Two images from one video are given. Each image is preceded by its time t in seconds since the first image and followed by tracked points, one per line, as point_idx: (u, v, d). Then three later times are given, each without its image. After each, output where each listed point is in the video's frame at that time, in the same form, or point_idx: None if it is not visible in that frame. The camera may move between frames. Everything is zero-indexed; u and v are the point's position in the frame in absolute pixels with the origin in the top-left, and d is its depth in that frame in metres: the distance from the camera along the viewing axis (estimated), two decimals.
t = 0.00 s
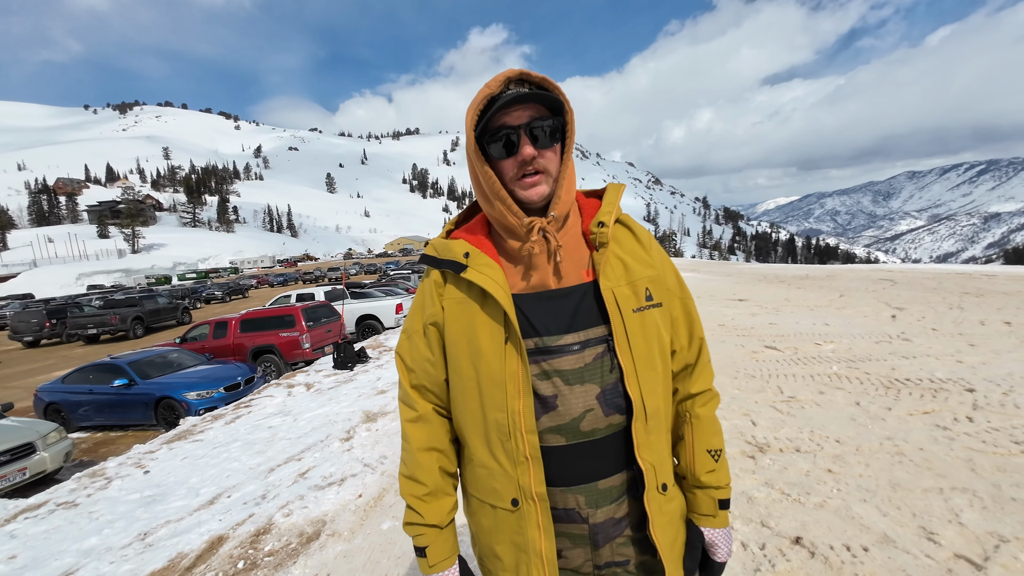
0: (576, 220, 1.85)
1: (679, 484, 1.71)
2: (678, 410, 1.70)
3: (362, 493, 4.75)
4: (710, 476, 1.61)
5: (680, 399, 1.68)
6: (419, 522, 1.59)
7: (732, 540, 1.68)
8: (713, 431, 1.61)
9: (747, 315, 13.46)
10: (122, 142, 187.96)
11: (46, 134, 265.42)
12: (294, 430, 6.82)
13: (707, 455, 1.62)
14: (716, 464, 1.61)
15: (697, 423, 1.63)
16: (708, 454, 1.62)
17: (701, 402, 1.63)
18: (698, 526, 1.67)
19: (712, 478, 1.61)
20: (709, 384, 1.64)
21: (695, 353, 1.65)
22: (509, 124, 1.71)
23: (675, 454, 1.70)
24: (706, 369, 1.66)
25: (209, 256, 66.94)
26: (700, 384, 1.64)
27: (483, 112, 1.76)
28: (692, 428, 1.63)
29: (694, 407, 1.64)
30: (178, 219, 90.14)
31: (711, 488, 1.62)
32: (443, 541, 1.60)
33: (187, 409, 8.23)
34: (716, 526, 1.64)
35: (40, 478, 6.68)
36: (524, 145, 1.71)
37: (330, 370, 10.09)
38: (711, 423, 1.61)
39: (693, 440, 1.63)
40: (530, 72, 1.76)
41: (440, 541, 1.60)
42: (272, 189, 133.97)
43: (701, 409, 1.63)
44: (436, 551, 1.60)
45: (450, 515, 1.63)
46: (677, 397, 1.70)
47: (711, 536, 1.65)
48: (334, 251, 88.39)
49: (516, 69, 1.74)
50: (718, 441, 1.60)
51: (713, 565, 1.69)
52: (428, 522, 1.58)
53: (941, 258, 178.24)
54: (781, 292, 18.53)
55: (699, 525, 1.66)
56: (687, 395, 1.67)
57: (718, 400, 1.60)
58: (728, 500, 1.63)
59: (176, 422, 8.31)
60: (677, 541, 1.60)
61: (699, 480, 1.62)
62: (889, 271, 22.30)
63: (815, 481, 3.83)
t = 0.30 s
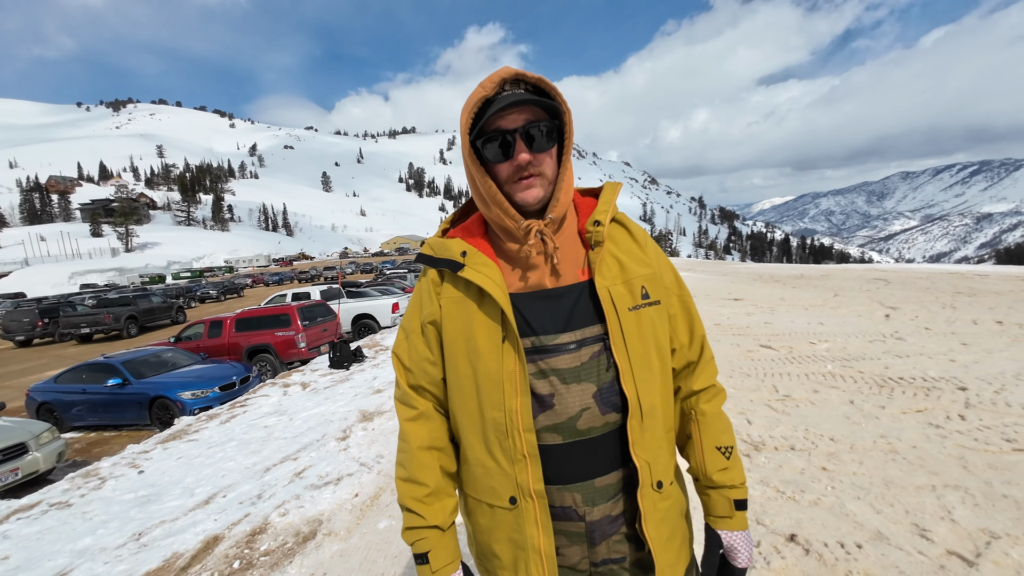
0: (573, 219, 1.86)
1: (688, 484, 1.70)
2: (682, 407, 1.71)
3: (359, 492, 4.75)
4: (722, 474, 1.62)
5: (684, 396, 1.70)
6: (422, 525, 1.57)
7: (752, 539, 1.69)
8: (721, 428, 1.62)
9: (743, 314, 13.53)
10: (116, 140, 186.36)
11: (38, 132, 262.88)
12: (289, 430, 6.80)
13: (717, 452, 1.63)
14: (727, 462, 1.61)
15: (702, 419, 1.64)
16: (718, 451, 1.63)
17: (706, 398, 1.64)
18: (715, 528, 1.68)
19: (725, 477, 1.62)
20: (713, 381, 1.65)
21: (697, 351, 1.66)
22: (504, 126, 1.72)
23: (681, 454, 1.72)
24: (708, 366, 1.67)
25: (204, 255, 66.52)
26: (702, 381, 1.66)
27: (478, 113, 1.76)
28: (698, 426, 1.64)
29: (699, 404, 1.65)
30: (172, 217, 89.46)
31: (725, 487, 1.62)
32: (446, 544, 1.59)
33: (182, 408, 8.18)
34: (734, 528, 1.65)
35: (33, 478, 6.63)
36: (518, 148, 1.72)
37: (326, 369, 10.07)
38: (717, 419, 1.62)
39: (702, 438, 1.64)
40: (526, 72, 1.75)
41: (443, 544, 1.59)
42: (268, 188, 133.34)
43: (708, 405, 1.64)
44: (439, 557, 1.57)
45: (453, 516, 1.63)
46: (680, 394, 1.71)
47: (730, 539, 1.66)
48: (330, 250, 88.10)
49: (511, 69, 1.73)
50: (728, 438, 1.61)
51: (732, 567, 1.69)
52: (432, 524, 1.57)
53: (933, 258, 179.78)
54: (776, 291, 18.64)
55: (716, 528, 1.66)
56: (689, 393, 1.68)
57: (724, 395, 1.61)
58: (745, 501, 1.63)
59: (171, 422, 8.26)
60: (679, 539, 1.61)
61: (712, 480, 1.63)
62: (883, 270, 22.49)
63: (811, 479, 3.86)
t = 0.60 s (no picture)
0: (569, 217, 1.85)
1: (677, 484, 1.71)
2: (675, 407, 1.71)
3: (354, 491, 4.73)
4: (709, 475, 1.62)
5: (676, 396, 1.69)
6: (406, 527, 1.57)
7: (733, 542, 1.69)
8: (711, 428, 1.63)
9: (739, 313, 13.56)
10: (109, 138, 184.73)
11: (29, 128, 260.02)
12: (285, 429, 6.76)
13: (705, 453, 1.63)
14: (715, 463, 1.62)
15: (694, 420, 1.64)
16: (706, 453, 1.63)
17: (698, 399, 1.64)
18: (698, 529, 1.68)
19: (712, 479, 1.62)
20: (705, 381, 1.65)
21: (691, 351, 1.66)
22: (499, 119, 1.71)
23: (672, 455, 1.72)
24: (701, 367, 1.67)
25: (198, 253, 66.02)
26: (696, 381, 1.65)
27: (472, 107, 1.75)
28: (689, 426, 1.65)
29: (690, 404, 1.65)
30: (166, 215, 88.73)
31: (711, 489, 1.62)
32: (429, 548, 1.60)
33: (176, 408, 8.13)
34: (717, 529, 1.65)
35: (24, 479, 6.56)
36: (514, 141, 1.71)
37: (321, 368, 10.03)
38: (710, 419, 1.62)
39: (693, 439, 1.64)
40: (520, 65, 1.74)
41: (426, 549, 1.59)
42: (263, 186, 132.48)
43: (699, 406, 1.65)
44: (421, 560, 1.58)
45: (439, 520, 1.62)
46: (673, 394, 1.71)
47: (712, 539, 1.66)
48: (326, 248, 87.71)
49: (505, 63, 1.72)
50: (718, 439, 1.61)
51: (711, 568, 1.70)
52: (416, 528, 1.57)
53: (927, 257, 181.17)
54: (772, 290, 18.70)
55: (698, 528, 1.67)
56: (682, 393, 1.68)
57: (717, 396, 1.61)
58: (729, 503, 1.63)
59: (165, 421, 8.20)
60: (673, 540, 1.61)
61: (698, 481, 1.63)
62: (877, 269, 22.64)
63: (805, 477, 3.88)
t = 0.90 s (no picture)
0: (567, 217, 1.83)
1: (680, 486, 1.69)
2: (676, 409, 1.69)
3: (351, 492, 4.70)
4: (713, 477, 1.60)
5: (677, 398, 1.68)
6: (407, 533, 1.55)
7: (739, 543, 1.67)
8: (713, 430, 1.61)
9: (736, 312, 13.58)
10: (103, 135, 183.20)
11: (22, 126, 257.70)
12: (280, 429, 6.71)
13: (709, 455, 1.61)
14: (719, 465, 1.60)
15: (696, 421, 1.63)
16: (710, 454, 1.61)
17: (699, 400, 1.63)
18: (704, 532, 1.67)
19: (716, 480, 1.60)
20: (706, 382, 1.64)
21: (691, 352, 1.64)
22: (495, 118, 1.68)
23: (674, 457, 1.71)
24: (702, 368, 1.65)
25: (193, 253, 65.62)
26: (696, 382, 1.64)
27: (469, 105, 1.72)
28: (691, 428, 1.63)
29: (692, 405, 1.64)
30: (161, 214, 88.12)
31: (715, 491, 1.61)
32: (432, 550, 1.57)
33: (171, 408, 8.06)
34: (723, 531, 1.63)
35: (16, 479, 6.48)
36: (511, 140, 1.68)
37: (318, 368, 9.98)
38: (711, 420, 1.61)
39: (694, 441, 1.62)
40: (518, 63, 1.72)
41: (430, 551, 1.57)
42: (259, 184, 131.79)
43: (701, 407, 1.63)
44: (425, 563, 1.55)
45: (439, 523, 1.60)
46: (673, 396, 1.70)
47: (718, 542, 1.64)
48: (322, 247, 87.40)
49: (503, 60, 1.69)
50: (721, 440, 1.59)
51: (715, 568, 1.69)
52: (418, 532, 1.55)
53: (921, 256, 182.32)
54: (768, 289, 18.75)
55: (704, 530, 1.65)
56: (683, 394, 1.66)
57: (718, 397, 1.60)
58: (735, 504, 1.61)
59: (159, 421, 8.14)
60: (674, 544, 1.59)
61: (702, 483, 1.61)
62: (873, 268, 22.74)
63: (803, 477, 3.88)
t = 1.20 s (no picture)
0: (566, 211, 1.81)
1: (684, 485, 1.67)
2: (679, 407, 1.67)
3: (347, 492, 4.67)
4: (719, 477, 1.57)
5: (680, 395, 1.65)
6: (401, 519, 1.48)
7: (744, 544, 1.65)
8: (717, 428, 1.59)
9: (733, 310, 13.59)
10: (98, 132, 182.06)
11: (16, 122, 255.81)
12: (276, 429, 6.67)
13: (713, 454, 1.59)
14: (724, 464, 1.57)
15: (700, 420, 1.60)
16: (714, 453, 1.58)
17: (703, 398, 1.60)
18: (709, 534, 1.63)
19: (721, 480, 1.57)
20: (709, 381, 1.62)
21: (694, 349, 1.62)
22: (493, 110, 1.65)
23: (677, 457, 1.68)
24: (706, 366, 1.63)
25: (190, 251, 65.26)
26: (700, 380, 1.62)
27: (467, 95, 1.69)
28: (694, 426, 1.60)
29: (696, 403, 1.61)
30: (157, 212, 87.58)
31: (721, 491, 1.58)
32: (429, 535, 1.51)
33: (166, 407, 8.01)
34: (728, 533, 1.60)
35: (9, 480, 6.42)
36: (507, 135, 1.65)
37: (315, 366, 9.93)
38: (715, 418, 1.58)
39: (697, 439, 1.60)
40: (521, 53, 1.67)
41: (424, 536, 1.50)
42: (255, 182, 131.24)
43: (706, 404, 1.60)
44: (423, 548, 1.49)
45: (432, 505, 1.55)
46: (677, 394, 1.67)
47: (722, 543, 1.61)
48: (319, 245, 87.11)
49: (505, 50, 1.64)
50: (725, 439, 1.56)
51: (717, 568, 1.67)
52: (411, 517, 1.49)
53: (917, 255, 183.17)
54: (765, 288, 18.77)
55: (708, 531, 1.62)
56: (687, 392, 1.64)
57: (722, 395, 1.57)
58: (741, 505, 1.58)
59: (155, 421, 8.08)
60: (678, 545, 1.56)
61: (708, 483, 1.58)
62: (870, 267, 22.76)
63: (802, 477, 3.86)
